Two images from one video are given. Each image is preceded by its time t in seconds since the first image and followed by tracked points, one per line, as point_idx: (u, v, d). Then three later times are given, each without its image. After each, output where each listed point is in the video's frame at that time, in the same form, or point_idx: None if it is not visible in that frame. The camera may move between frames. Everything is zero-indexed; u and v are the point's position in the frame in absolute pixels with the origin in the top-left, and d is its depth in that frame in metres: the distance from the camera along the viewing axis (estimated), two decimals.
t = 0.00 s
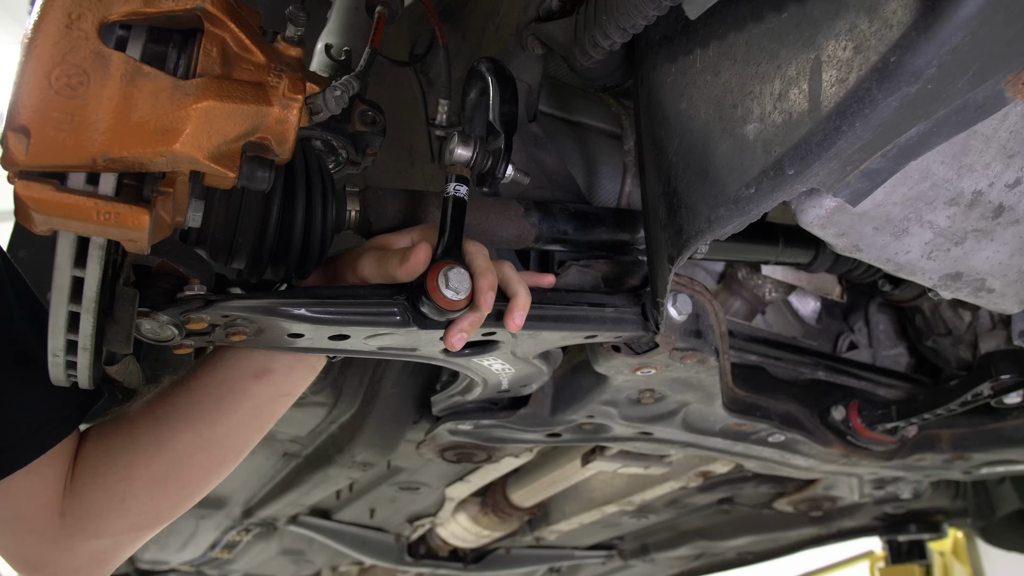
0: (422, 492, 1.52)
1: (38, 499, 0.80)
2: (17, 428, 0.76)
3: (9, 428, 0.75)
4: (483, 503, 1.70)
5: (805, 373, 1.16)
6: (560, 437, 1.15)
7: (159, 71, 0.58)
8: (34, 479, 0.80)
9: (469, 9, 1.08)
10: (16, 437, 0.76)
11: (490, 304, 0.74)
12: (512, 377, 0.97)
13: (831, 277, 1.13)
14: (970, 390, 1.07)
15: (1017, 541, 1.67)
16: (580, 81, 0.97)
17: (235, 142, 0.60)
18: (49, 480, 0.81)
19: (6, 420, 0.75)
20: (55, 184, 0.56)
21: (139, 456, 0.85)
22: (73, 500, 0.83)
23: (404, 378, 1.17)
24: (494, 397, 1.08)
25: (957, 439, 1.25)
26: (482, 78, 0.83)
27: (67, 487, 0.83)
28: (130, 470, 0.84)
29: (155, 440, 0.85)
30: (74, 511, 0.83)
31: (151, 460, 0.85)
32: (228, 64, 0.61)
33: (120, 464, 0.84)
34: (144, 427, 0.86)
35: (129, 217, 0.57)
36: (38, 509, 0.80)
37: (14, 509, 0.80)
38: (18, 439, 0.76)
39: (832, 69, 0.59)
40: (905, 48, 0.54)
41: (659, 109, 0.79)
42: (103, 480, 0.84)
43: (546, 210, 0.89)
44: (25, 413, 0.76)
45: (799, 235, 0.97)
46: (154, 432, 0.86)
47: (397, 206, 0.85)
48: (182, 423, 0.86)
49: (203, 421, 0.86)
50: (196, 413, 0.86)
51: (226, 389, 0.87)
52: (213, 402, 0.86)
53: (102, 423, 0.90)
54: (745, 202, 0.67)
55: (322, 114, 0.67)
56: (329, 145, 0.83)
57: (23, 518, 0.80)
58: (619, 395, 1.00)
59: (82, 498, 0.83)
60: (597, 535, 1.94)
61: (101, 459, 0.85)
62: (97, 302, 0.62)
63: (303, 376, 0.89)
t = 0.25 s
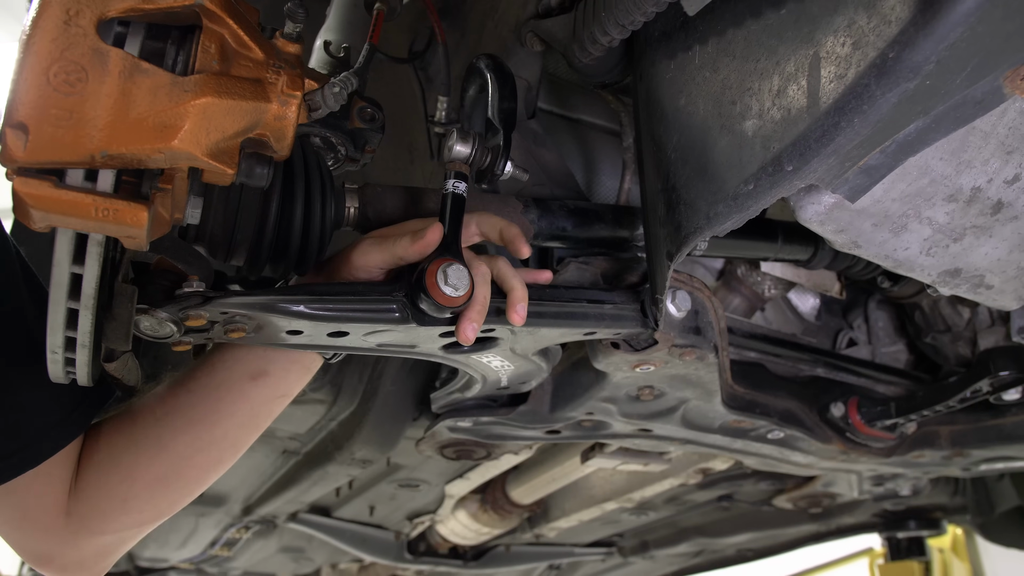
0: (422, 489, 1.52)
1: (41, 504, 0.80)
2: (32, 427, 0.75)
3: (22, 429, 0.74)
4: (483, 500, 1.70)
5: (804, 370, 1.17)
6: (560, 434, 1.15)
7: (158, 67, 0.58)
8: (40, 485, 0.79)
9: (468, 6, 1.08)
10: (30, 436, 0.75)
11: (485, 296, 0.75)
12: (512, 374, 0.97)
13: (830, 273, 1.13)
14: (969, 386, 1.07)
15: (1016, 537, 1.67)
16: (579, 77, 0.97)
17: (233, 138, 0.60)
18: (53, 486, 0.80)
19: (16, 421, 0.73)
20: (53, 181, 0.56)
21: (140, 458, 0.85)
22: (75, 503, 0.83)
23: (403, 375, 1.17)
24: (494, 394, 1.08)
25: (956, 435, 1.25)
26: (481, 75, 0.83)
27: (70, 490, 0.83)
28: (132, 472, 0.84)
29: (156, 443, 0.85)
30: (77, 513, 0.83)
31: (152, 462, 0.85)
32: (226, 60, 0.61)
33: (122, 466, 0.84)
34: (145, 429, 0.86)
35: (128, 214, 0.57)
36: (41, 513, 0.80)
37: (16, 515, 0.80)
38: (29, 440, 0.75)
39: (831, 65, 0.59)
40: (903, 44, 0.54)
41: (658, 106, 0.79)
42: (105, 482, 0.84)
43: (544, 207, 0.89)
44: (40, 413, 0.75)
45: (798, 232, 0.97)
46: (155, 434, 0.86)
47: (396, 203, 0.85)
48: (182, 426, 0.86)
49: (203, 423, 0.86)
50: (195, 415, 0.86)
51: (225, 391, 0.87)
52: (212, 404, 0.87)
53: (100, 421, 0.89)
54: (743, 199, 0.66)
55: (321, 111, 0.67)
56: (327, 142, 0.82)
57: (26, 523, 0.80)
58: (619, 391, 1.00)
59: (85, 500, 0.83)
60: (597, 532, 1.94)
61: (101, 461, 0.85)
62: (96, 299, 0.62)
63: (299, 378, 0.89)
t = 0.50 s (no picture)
0: (422, 489, 1.52)
1: (29, 506, 0.80)
2: (21, 428, 0.75)
3: (11, 430, 0.74)
4: (483, 499, 1.71)
5: (805, 369, 1.16)
6: (559, 434, 1.15)
7: (157, 67, 0.58)
8: (28, 488, 0.80)
9: (468, 5, 1.08)
10: (19, 437, 0.75)
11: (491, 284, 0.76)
12: (511, 374, 0.97)
13: (830, 273, 1.13)
14: (969, 385, 1.08)
15: (1015, 536, 1.68)
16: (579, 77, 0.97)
17: (233, 138, 0.60)
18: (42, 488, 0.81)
19: (5, 422, 0.73)
20: (53, 181, 0.56)
21: (130, 463, 0.85)
22: (64, 506, 0.83)
23: (403, 374, 1.17)
24: (493, 393, 1.08)
25: (955, 435, 1.25)
26: (480, 75, 0.83)
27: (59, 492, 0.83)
28: (121, 477, 0.84)
29: (147, 448, 0.85)
30: (65, 515, 0.83)
31: (142, 467, 0.85)
32: (226, 60, 0.61)
33: (111, 470, 0.85)
34: (136, 434, 0.86)
35: (128, 214, 0.57)
36: (29, 515, 0.81)
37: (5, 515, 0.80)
38: (19, 440, 0.75)
39: (830, 65, 0.59)
40: (903, 43, 0.54)
41: (657, 105, 0.79)
42: (94, 486, 0.84)
43: (544, 206, 0.89)
44: (30, 413, 0.75)
45: (798, 231, 0.98)
46: (146, 439, 0.86)
47: (396, 203, 0.85)
48: (173, 432, 0.86)
49: (193, 430, 0.86)
50: (186, 421, 0.86)
51: (217, 397, 0.87)
52: (204, 410, 0.86)
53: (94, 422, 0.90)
54: (743, 198, 0.67)
55: (320, 111, 0.67)
56: (327, 142, 0.82)
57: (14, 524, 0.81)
58: (618, 391, 1.00)
59: (73, 504, 0.84)
60: (597, 531, 1.94)
61: (91, 465, 0.85)
62: (95, 299, 0.62)
63: (291, 383, 0.88)
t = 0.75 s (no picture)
0: (422, 488, 1.52)
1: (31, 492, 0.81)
2: (25, 421, 0.76)
3: (16, 423, 0.75)
4: (483, 498, 1.71)
5: (804, 368, 1.17)
6: (559, 432, 1.15)
7: (157, 66, 0.58)
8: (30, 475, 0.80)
9: (467, 4, 1.08)
10: (24, 429, 0.76)
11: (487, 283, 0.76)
12: (511, 372, 0.97)
13: (830, 271, 1.13)
14: (968, 383, 1.08)
15: (1015, 534, 1.68)
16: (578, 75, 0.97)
17: (233, 137, 0.60)
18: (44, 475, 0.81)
19: (11, 417, 0.74)
20: (53, 179, 0.56)
21: (130, 453, 0.85)
22: (65, 492, 0.84)
23: (403, 373, 1.17)
24: (493, 392, 1.08)
25: (955, 433, 1.25)
26: (480, 73, 0.83)
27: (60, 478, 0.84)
28: (121, 467, 0.85)
29: (147, 438, 0.85)
30: (66, 504, 0.84)
31: (142, 458, 0.85)
32: (225, 59, 0.61)
33: (111, 462, 0.84)
34: (136, 424, 0.86)
35: (128, 212, 0.57)
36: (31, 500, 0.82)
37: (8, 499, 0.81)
38: (22, 434, 0.76)
39: (830, 63, 0.59)
40: (902, 42, 0.54)
41: (657, 104, 0.79)
42: (94, 475, 0.84)
43: (544, 205, 0.89)
44: (33, 408, 0.76)
45: (797, 230, 0.98)
46: (146, 430, 0.85)
47: (396, 201, 0.85)
48: (174, 423, 0.86)
49: (194, 421, 0.86)
50: (187, 413, 0.86)
51: (218, 389, 0.87)
52: (205, 402, 0.87)
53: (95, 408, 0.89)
54: (743, 196, 0.67)
55: (320, 109, 0.67)
56: (326, 140, 0.82)
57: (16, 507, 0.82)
58: (618, 389, 1.00)
59: (74, 491, 0.84)
60: (597, 530, 1.94)
61: (92, 453, 0.85)
62: (95, 297, 0.62)
63: (292, 377, 0.88)
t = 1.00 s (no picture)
0: (423, 486, 1.53)
1: (26, 493, 0.81)
2: (21, 427, 0.75)
3: (13, 427, 0.75)
4: (483, 496, 1.71)
5: (805, 365, 1.17)
6: (560, 430, 1.15)
7: (158, 64, 0.59)
8: (25, 476, 0.80)
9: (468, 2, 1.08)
10: (20, 434, 0.76)
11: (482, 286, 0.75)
12: (512, 370, 0.97)
13: (830, 269, 1.13)
14: (969, 380, 1.07)
15: (1016, 531, 1.68)
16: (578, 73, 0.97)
17: (234, 134, 0.60)
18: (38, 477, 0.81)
19: (6, 420, 0.74)
20: (54, 177, 0.56)
21: (127, 452, 0.85)
22: (60, 493, 0.84)
23: (403, 371, 1.17)
24: (494, 390, 1.08)
25: (956, 431, 1.25)
26: (480, 71, 0.83)
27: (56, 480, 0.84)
28: (117, 466, 0.85)
29: (144, 438, 0.85)
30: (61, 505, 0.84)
31: (139, 457, 0.85)
32: (227, 56, 0.61)
33: (107, 461, 0.84)
34: (133, 424, 0.86)
35: (129, 210, 0.58)
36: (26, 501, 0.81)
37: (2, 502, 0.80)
38: (18, 439, 0.75)
39: (830, 60, 0.59)
40: (902, 39, 0.54)
41: (658, 102, 0.79)
42: (91, 475, 0.84)
43: (544, 202, 0.89)
44: (30, 414, 0.76)
45: (798, 228, 0.98)
46: (143, 429, 0.85)
47: (397, 199, 0.85)
48: (170, 422, 0.86)
49: (190, 420, 0.86)
50: (183, 411, 0.86)
51: (214, 388, 0.87)
52: (201, 401, 0.87)
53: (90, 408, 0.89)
54: (743, 194, 0.67)
55: (321, 107, 0.67)
56: (327, 138, 0.82)
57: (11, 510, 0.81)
58: (619, 387, 1.01)
59: (69, 492, 0.84)
60: (597, 528, 1.95)
61: (88, 454, 0.85)
62: (96, 295, 0.62)
63: (288, 376, 0.89)
